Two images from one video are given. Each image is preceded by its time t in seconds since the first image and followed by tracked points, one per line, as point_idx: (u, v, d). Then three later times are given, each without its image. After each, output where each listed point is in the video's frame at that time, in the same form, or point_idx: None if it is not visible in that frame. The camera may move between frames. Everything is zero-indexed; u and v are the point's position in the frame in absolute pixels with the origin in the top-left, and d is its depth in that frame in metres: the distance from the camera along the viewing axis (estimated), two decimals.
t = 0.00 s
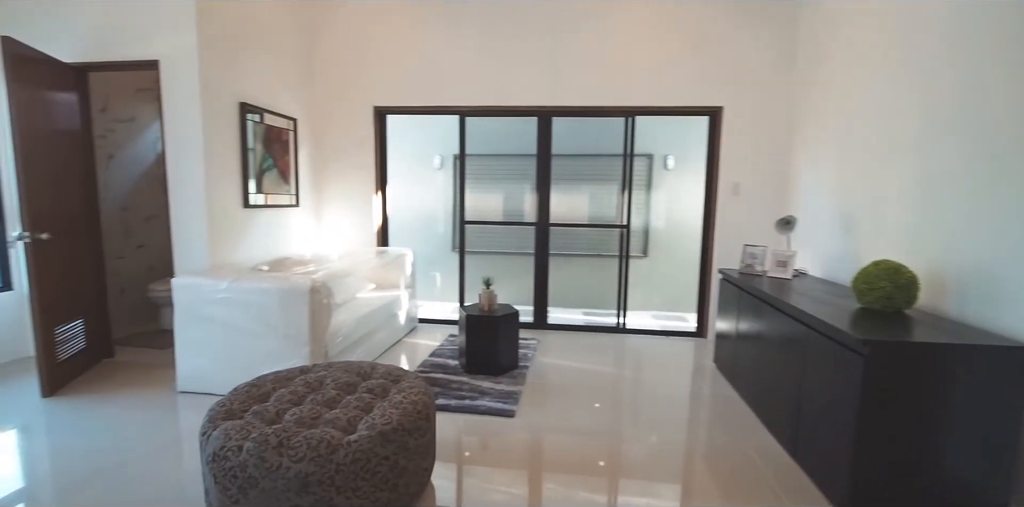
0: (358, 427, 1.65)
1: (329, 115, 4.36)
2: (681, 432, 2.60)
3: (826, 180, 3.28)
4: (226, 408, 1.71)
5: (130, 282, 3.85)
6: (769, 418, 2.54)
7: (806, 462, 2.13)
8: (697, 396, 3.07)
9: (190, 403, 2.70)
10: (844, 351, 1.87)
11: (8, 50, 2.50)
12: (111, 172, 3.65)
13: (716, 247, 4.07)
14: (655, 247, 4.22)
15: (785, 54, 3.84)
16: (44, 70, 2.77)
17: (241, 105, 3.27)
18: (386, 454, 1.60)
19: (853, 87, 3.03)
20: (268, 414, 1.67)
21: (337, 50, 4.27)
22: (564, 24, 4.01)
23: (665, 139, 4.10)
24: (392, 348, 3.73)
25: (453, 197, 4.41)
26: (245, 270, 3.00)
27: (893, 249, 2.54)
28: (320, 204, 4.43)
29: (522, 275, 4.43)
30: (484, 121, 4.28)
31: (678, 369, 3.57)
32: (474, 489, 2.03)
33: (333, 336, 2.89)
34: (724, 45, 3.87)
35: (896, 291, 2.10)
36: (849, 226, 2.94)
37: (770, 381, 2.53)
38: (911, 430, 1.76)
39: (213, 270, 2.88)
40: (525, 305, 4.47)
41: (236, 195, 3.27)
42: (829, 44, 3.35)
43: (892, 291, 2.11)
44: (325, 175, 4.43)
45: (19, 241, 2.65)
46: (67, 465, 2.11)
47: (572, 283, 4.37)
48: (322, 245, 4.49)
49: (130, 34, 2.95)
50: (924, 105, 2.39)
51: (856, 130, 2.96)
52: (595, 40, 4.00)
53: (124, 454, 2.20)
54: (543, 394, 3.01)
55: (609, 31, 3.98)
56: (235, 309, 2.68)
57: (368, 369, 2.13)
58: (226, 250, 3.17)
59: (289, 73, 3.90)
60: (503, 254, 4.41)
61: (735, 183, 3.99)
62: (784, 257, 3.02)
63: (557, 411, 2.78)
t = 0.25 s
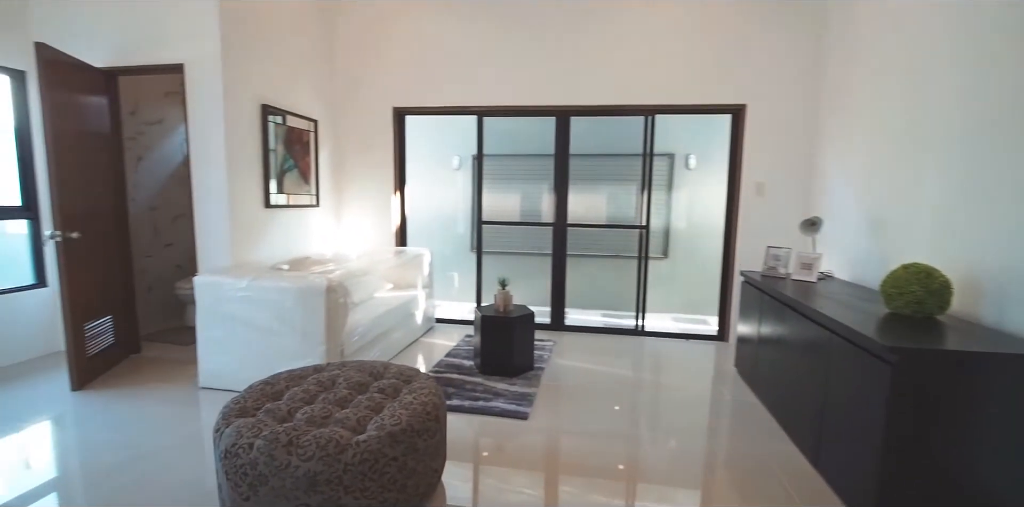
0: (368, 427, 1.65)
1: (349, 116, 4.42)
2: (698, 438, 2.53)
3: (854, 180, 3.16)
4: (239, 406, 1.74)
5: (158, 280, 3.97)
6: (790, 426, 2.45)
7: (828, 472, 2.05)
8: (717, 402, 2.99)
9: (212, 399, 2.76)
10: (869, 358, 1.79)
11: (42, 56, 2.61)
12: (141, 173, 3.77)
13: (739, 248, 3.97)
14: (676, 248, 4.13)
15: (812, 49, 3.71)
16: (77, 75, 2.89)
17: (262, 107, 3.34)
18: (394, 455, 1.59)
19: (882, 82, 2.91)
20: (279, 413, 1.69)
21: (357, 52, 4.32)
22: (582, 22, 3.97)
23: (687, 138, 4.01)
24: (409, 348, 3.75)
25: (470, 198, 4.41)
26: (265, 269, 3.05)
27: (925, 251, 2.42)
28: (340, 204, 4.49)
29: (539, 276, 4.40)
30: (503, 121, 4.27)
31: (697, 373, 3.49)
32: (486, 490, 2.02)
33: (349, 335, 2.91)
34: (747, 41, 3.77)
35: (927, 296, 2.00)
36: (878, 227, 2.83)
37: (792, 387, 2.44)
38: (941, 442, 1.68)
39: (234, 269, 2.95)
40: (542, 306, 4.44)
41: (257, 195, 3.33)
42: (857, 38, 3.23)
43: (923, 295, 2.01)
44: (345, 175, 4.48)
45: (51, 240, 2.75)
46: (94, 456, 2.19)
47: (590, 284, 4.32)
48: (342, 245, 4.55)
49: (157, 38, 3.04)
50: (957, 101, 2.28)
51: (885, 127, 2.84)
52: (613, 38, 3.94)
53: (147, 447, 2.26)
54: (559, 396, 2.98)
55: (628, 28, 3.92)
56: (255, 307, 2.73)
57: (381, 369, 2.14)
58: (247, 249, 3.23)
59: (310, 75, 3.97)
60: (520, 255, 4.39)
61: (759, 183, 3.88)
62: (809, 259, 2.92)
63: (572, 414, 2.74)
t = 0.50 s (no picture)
0: (375, 428, 1.66)
1: (367, 118, 4.47)
2: (714, 444, 2.48)
3: (879, 180, 3.05)
4: (251, 404, 1.77)
5: (182, 279, 4.08)
6: (810, 434, 2.38)
7: (848, 483, 1.98)
8: (735, 408, 2.92)
9: (230, 396, 2.81)
10: (892, 366, 1.72)
11: (71, 61, 2.71)
12: (166, 175, 3.88)
13: (759, 250, 3.87)
14: (695, 250, 4.05)
15: (837, 45, 3.60)
16: (105, 80, 2.99)
17: (281, 109, 3.41)
18: (400, 456, 1.60)
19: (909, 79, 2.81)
20: (289, 412, 1.71)
21: (376, 54, 4.38)
22: (599, 21, 3.93)
23: (706, 138, 3.93)
24: (424, 348, 3.76)
25: (487, 199, 4.41)
26: (283, 269, 3.10)
27: (954, 255, 2.32)
28: (358, 205, 4.54)
29: (554, 277, 4.37)
30: (519, 122, 4.26)
31: (715, 379, 3.41)
32: (495, 491, 2.01)
33: (363, 335, 2.94)
34: (768, 38, 3.68)
35: (955, 301, 1.91)
36: (905, 229, 2.72)
37: (812, 394, 2.37)
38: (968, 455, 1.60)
39: (253, 269, 3.01)
40: (557, 308, 4.41)
41: (276, 196, 3.40)
42: (884, 33, 3.12)
43: (950, 301, 1.93)
44: (363, 176, 4.54)
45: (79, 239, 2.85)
46: (116, 449, 2.25)
47: (606, 286, 4.28)
48: (360, 245, 4.60)
49: (181, 43, 3.13)
50: (987, 98, 2.18)
51: (913, 125, 2.74)
52: (631, 36, 3.89)
53: (166, 442, 2.32)
54: (572, 399, 2.95)
55: (646, 26, 3.86)
56: (272, 306, 2.78)
57: (392, 369, 2.15)
58: (265, 249, 3.29)
59: (329, 78, 4.03)
60: (536, 256, 4.37)
61: (781, 183, 3.78)
62: (832, 262, 2.83)
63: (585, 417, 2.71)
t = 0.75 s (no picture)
0: (385, 428, 1.68)
1: (386, 122, 4.53)
2: (731, 451, 2.42)
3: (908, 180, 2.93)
4: (266, 402, 1.80)
5: (208, 279, 4.20)
6: (831, 443, 2.30)
7: (871, 495, 1.90)
8: (754, 415, 2.85)
9: (250, 394, 2.88)
10: (917, 374, 1.65)
11: (103, 69, 2.82)
12: (193, 178, 4.00)
13: (782, 253, 3.77)
14: (715, 252, 3.97)
15: (864, 41, 3.48)
16: (135, 86, 3.11)
17: (302, 113, 3.48)
18: (409, 457, 1.61)
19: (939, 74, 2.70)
20: (302, 411, 1.73)
21: (394, 58, 4.43)
22: (616, 20, 3.90)
23: (728, 138, 3.85)
24: (440, 349, 3.78)
25: (504, 201, 4.42)
26: (301, 269, 3.16)
27: (986, 258, 2.22)
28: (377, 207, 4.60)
29: (571, 279, 4.35)
30: (536, 123, 4.25)
31: (735, 384, 3.34)
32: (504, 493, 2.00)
33: (379, 335, 2.97)
34: (791, 35, 3.59)
35: (987, 307, 1.82)
36: (935, 231, 2.62)
37: (834, 402, 2.29)
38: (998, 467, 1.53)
39: (273, 269, 3.07)
40: (574, 310, 4.39)
41: (296, 199, 3.47)
42: (912, 27, 3.00)
43: (981, 307, 1.84)
44: (382, 179, 4.60)
45: (109, 240, 2.96)
46: (140, 443, 2.32)
47: (624, 288, 4.23)
48: (379, 247, 4.65)
49: (205, 50, 3.23)
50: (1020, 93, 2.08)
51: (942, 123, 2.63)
52: (649, 36, 3.85)
53: (188, 437, 2.39)
54: (586, 402, 2.93)
55: (664, 25, 3.81)
56: (290, 305, 2.84)
57: (404, 369, 2.16)
58: (285, 250, 3.36)
59: (348, 82, 4.09)
60: (553, 258, 4.35)
61: (804, 184, 3.67)
62: (857, 266, 2.74)
63: (599, 420, 2.69)
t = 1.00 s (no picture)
0: (398, 425, 1.70)
1: (409, 123, 4.59)
2: (750, 458, 2.36)
3: (944, 180, 2.81)
4: (284, 397, 1.85)
5: (236, 277, 4.34)
6: (857, 453, 2.22)
7: None
8: (777, 422, 2.77)
9: (273, 389, 2.96)
10: (946, 383, 1.58)
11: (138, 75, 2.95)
12: (223, 179, 4.14)
13: (809, 255, 3.66)
14: (739, 254, 3.88)
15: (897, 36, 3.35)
16: (168, 91, 3.24)
17: (326, 116, 3.57)
18: (420, 455, 1.62)
19: (975, 69, 2.58)
20: (318, 407, 1.77)
21: (417, 61, 4.50)
22: (638, 19, 3.86)
23: (753, 137, 3.76)
24: (459, 349, 3.80)
25: (524, 201, 4.42)
26: (324, 268, 3.23)
27: None
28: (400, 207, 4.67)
29: (591, 281, 4.32)
30: (557, 123, 4.24)
31: (758, 390, 3.25)
32: (517, 493, 2.00)
33: (398, 334, 3.02)
34: (820, 30, 3.48)
35: None
36: (972, 234, 2.50)
37: (860, 410, 2.21)
38: None
39: (297, 268, 3.16)
40: (594, 312, 4.35)
41: (320, 199, 3.56)
42: (948, 21, 2.88)
43: (1018, 315, 1.75)
44: (405, 180, 4.66)
45: (143, 238, 3.09)
46: (168, 434, 2.42)
47: (645, 290, 4.18)
48: (401, 247, 4.72)
49: (234, 55, 3.34)
50: None
51: (979, 120, 2.52)
52: (671, 34, 3.79)
53: (212, 430, 2.47)
54: (603, 405, 2.90)
55: (686, 23, 3.75)
56: (312, 303, 2.90)
57: (420, 368, 2.19)
58: (309, 249, 3.44)
59: (371, 85, 4.17)
60: (572, 259, 4.33)
61: (833, 184, 3.56)
62: (887, 269, 2.64)
63: (615, 423, 2.66)
